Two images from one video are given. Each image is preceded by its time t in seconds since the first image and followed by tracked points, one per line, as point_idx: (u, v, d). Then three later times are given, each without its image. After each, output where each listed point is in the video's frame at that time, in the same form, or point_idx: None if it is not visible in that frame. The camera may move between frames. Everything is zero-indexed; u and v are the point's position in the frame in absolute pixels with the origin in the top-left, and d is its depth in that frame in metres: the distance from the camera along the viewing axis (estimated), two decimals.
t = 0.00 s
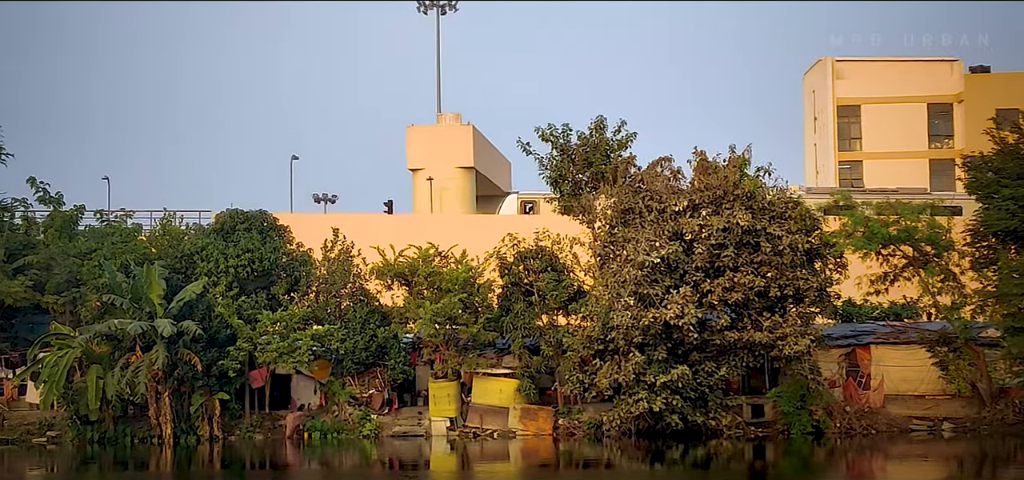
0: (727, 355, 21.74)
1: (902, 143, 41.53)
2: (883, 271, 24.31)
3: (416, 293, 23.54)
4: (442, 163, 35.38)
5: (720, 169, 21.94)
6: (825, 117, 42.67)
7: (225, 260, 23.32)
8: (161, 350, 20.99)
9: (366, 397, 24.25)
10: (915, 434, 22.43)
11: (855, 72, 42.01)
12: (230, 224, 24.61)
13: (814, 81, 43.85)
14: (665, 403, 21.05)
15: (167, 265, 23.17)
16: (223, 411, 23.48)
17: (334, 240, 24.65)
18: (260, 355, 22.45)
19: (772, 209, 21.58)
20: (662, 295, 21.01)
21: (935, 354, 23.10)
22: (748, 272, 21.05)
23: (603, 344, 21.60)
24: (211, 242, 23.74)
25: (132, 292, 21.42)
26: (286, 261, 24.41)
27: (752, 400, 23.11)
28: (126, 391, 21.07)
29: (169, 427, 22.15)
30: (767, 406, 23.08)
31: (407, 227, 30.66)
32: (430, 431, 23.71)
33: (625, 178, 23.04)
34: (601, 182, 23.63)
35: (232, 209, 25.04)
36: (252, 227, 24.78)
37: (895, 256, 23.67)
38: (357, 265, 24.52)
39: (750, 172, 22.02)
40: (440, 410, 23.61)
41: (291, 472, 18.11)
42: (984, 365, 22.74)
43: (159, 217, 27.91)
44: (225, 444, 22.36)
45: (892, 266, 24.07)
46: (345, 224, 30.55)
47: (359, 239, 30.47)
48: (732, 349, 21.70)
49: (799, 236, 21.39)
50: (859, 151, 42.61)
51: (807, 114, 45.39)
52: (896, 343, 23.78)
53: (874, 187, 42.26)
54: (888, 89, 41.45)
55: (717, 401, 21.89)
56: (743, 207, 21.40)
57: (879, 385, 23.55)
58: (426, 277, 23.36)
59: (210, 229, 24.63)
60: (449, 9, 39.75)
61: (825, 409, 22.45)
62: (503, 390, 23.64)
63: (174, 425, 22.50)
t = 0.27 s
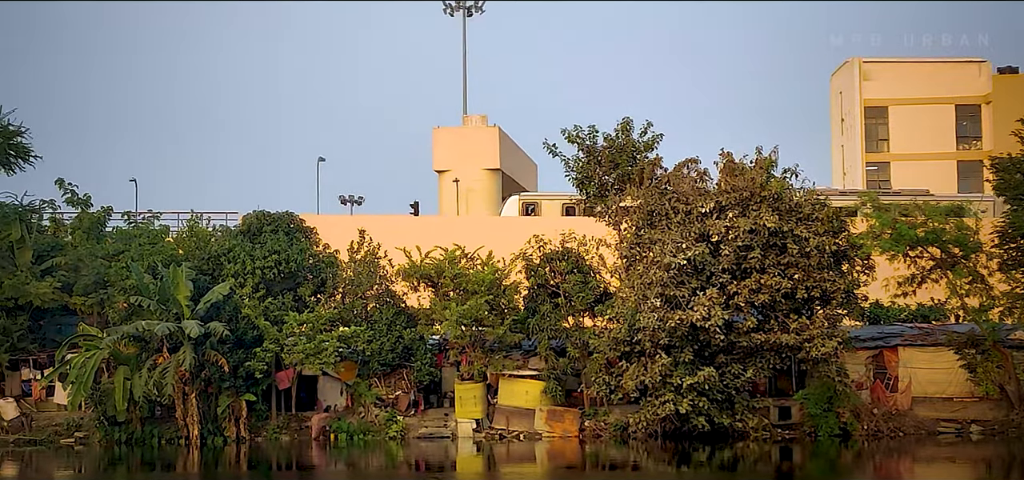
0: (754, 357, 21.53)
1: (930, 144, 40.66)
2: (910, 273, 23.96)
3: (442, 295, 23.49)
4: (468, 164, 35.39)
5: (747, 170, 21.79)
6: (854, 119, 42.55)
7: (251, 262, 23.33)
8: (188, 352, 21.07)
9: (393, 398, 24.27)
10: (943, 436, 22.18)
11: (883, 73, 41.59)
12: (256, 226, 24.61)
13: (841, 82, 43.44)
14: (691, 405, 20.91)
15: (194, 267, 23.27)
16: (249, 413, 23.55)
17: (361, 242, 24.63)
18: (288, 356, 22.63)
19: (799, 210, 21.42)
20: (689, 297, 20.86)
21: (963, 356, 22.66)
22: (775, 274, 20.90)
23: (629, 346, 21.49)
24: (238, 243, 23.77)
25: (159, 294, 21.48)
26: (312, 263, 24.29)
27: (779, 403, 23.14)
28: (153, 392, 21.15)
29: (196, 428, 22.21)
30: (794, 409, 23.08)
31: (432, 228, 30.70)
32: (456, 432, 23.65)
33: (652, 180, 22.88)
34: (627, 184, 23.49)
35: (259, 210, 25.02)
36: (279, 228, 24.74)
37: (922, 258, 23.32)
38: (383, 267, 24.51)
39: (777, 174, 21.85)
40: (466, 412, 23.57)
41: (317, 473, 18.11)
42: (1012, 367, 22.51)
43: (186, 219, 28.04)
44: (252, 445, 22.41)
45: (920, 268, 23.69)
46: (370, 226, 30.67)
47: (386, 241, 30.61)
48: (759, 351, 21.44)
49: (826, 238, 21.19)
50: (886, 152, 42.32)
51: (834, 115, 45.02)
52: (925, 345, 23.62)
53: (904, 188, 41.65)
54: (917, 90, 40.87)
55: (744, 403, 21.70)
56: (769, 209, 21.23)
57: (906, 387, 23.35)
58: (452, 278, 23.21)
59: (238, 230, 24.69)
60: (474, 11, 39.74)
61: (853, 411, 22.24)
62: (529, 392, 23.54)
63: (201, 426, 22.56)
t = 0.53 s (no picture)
0: (780, 359, 21.38)
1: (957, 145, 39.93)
2: (938, 275, 23.83)
3: (467, 296, 23.49)
4: (494, 166, 35.34)
5: (772, 172, 21.65)
6: (881, 119, 42.23)
7: (277, 263, 23.37)
8: (214, 353, 21.16)
9: (418, 400, 24.19)
10: (970, 439, 21.95)
11: (909, 73, 41.12)
12: (282, 228, 24.65)
13: (868, 84, 43.14)
14: (717, 407, 20.79)
15: (220, 268, 23.36)
16: (275, 414, 23.61)
17: (386, 243, 24.59)
18: (313, 358, 22.66)
19: (825, 212, 21.27)
20: (715, 299, 20.72)
21: (991, 358, 22.63)
22: (801, 275, 20.75)
23: (655, 347, 21.39)
24: (263, 244, 23.84)
25: (186, 295, 21.59)
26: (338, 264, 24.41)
27: (806, 405, 22.79)
28: (179, 394, 21.23)
29: (223, 428, 22.27)
30: (822, 410, 22.66)
31: (458, 230, 30.67)
32: (481, 434, 23.62)
33: (677, 182, 23.09)
34: (653, 186, 23.40)
35: (285, 212, 25.05)
36: (305, 230, 24.71)
37: (950, 260, 23.22)
38: (408, 268, 24.54)
39: (802, 175, 21.72)
40: (491, 413, 23.48)
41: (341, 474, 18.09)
42: None
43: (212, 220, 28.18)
44: (277, 446, 22.45)
45: (947, 270, 23.54)
46: (396, 226, 30.75)
47: (411, 243, 30.64)
48: (785, 353, 21.33)
49: (853, 240, 21.00)
50: (912, 154, 41.65)
51: (863, 119, 44.60)
52: (952, 347, 23.40)
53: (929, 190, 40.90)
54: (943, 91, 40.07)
55: (770, 405, 21.57)
56: (795, 210, 21.07)
57: (934, 389, 23.08)
58: (478, 280, 23.22)
59: (264, 232, 24.73)
60: (500, 12, 39.71)
61: (880, 413, 22.04)
62: (554, 394, 23.52)
63: (227, 427, 22.60)
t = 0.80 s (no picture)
0: (806, 360, 21.26)
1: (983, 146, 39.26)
2: (965, 276, 23.61)
3: (493, 297, 23.49)
4: (520, 167, 35.28)
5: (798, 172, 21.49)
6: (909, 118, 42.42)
7: (303, 264, 23.41)
8: (240, 353, 21.21)
9: (443, 401, 24.18)
10: (997, 441, 21.72)
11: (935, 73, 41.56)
12: (307, 229, 24.34)
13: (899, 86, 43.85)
14: (742, 408, 20.64)
15: (246, 269, 23.47)
16: (301, 414, 23.63)
17: (411, 244, 24.59)
18: (338, 359, 22.58)
19: (851, 213, 21.12)
20: (741, 300, 20.56)
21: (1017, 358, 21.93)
22: (827, 276, 20.59)
23: (680, 348, 21.26)
24: (289, 245, 23.81)
25: (212, 295, 21.63)
26: (364, 265, 24.48)
27: (832, 406, 22.66)
28: (205, 394, 21.30)
29: (248, 429, 22.31)
30: (847, 411, 22.60)
31: (482, 231, 30.64)
32: (506, 435, 23.57)
33: (702, 182, 22.64)
34: (678, 186, 23.25)
35: (309, 212, 24.70)
36: (330, 231, 24.44)
37: (976, 260, 22.99)
38: (433, 269, 24.54)
39: (829, 175, 21.56)
40: (517, 414, 23.51)
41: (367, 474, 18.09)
42: None
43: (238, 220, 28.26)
44: (303, 447, 22.49)
45: (973, 271, 23.35)
46: (421, 226, 30.75)
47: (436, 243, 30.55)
48: (811, 354, 21.20)
49: (879, 240, 20.84)
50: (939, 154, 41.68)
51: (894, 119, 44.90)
52: (978, 349, 23.15)
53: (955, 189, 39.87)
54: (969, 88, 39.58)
55: (796, 406, 21.42)
56: (821, 210, 20.93)
57: (961, 390, 22.88)
58: (503, 280, 23.22)
59: (289, 233, 24.47)
60: (525, 12, 39.67)
61: (906, 415, 21.82)
62: (580, 394, 23.42)
63: (253, 428, 22.58)
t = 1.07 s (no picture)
0: (835, 359, 21.02)
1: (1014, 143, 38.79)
2: (995, 274, 23.25)
3: (520, 296, 23.43)
4: (548, 166, 35.20)
5: (827, 171, 21.32)
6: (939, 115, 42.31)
7: (331, 263, 23.43)
8: (268, 352, 21.29)
9: (471, 399, 24.17)
10: None
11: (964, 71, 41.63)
12: (336, 228, 24.33)
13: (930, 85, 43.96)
14: (771, 407, 20.50)
15: (274, 268, 23.56)
16: (329, 413, 23.69)
17: (439, 243, 24.58)
18: (367, 357, 22.63)
19: (880, 211, 20.92)
20: (769, 299, 20.36)
21: None
22: (856, 275, 20.39)
23: (708, 347, 21.15)
24: (317, 244, 23.82)
25: (241, 294, 21.72)
26: (391, 264, 24.44)
27: (861, 405, 22.49)
28: (234, 392, 21.40)
29: (277, 427, 22.41)
30: (877, 410, 22.43)
31: (510, 230, 30.61)
32: (534, 433, 23.54)
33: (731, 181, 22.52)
34: (707, 185, 23.09)
35: (338, 212, 24.69)
36: (358, 229, 24.41)
37: (1007, 259, 22.64)
38: (461, 268, 24.49)
39: (858, 174, 21.36)
40: (545, 413, 23.40)
41: (395, 473, 18.14)
42: None
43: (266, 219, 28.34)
44: (331, 445, 22.57)
45: (1004, 269, 22.98)
46: (449, 225, 30.73)
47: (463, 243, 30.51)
48: (839, 353, 20.96)
49: (908, 239, 20.67)
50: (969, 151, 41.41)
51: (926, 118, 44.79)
52: (1009, 347, 22.86)
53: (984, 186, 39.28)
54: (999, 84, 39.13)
55: (825, 406, 21.24)
56: (850, 209, 20.75)
57: (991, 389, 22.63)
58: (531, 279, 23.13)
59: (318, 232, 24.49)
60: (553, 10, 39.58)
61: (936, 414, 21.59)
62: (608, 393, 23.34)
63: (282, 426, 22.76)
